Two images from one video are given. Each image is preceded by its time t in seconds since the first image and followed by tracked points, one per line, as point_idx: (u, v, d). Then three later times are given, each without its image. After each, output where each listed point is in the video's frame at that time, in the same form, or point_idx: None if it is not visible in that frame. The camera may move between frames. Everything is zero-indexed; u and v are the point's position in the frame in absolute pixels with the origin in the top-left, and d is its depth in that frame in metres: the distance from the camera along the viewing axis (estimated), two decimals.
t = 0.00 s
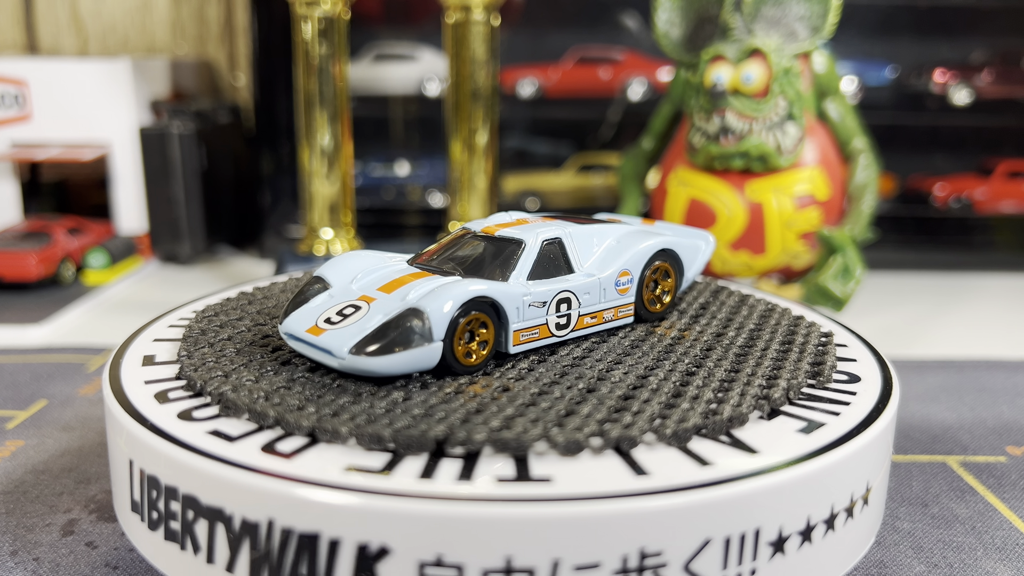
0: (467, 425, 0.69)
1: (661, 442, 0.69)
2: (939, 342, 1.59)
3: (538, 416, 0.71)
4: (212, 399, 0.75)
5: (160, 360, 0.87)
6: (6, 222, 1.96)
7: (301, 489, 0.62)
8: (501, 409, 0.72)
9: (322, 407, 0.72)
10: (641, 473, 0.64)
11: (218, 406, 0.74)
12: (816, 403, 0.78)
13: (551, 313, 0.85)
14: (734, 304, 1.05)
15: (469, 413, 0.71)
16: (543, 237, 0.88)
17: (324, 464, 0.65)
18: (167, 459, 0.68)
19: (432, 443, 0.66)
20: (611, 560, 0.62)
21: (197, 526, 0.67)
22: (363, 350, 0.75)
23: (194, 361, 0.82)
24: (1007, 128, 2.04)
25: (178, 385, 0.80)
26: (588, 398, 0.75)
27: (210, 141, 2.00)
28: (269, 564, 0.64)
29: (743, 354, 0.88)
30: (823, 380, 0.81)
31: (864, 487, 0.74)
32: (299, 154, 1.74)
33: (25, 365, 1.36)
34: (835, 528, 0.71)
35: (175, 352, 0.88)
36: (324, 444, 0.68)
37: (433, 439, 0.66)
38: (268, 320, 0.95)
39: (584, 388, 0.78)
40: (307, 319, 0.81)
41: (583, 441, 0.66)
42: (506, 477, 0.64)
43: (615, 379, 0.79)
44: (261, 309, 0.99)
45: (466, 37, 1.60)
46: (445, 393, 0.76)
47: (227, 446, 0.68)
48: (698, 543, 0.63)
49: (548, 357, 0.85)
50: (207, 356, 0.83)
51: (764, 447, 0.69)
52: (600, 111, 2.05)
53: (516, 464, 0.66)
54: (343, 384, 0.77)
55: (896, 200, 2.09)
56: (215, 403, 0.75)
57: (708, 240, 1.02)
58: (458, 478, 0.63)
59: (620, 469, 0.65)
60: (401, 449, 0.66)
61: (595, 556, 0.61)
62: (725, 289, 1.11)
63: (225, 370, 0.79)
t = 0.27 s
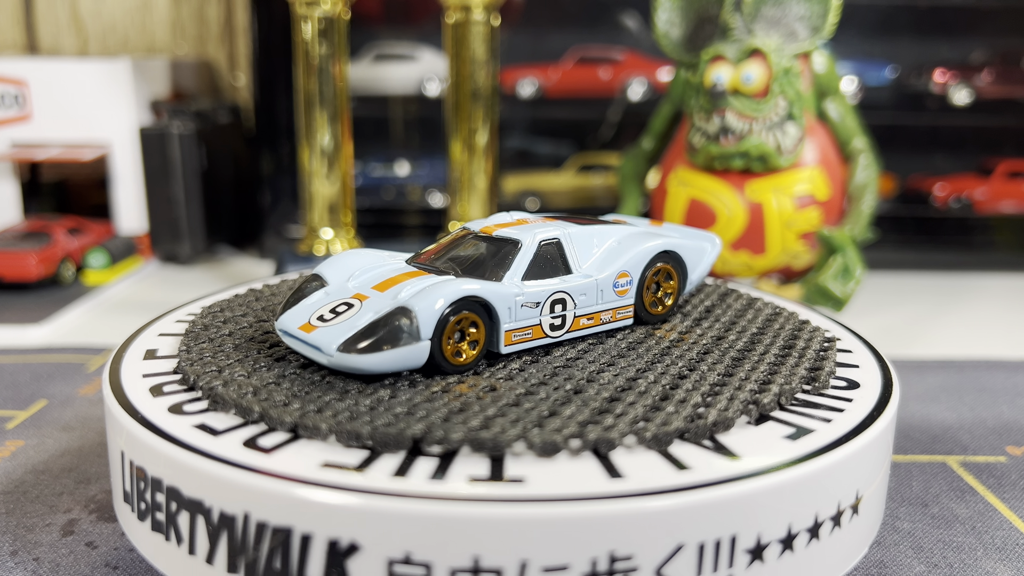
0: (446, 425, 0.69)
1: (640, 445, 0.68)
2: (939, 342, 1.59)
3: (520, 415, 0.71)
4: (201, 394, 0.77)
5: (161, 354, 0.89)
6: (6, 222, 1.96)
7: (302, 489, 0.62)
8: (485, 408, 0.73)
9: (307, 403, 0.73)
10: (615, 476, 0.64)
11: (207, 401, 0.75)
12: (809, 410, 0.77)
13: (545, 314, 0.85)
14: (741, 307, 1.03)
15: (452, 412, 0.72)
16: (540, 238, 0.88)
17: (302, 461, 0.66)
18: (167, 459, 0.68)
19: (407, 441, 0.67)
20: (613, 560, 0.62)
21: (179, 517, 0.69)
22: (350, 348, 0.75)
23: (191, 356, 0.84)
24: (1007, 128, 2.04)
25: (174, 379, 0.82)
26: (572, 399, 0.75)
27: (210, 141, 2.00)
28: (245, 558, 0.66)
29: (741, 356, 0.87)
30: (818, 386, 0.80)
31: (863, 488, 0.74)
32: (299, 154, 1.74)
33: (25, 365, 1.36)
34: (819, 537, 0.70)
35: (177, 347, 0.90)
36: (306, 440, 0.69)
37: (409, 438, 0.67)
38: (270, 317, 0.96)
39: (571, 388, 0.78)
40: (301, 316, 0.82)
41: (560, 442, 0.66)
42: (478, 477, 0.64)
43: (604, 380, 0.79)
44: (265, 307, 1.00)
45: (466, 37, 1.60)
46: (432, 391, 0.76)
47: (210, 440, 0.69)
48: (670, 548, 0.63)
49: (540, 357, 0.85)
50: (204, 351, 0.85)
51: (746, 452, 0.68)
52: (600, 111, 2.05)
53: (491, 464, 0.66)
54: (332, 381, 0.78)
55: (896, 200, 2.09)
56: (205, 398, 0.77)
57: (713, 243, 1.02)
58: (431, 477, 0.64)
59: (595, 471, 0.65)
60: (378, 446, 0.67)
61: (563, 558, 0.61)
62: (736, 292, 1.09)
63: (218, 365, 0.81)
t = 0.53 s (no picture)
0: (426, 424, 0.69)
1: (619, 448, 0.68)
2: (939, 342, 1.59)
3: (502, 416, 0.71)
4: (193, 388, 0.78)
5: (162, 348, 0.90)
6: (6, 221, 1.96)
7: (302, 489, 0.62)
8: (468, 408, 0.73)
9: (293, 399, 0.74)
10: (589, 478, 0.64)
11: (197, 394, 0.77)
12: (799, 416, 0.76)
13: (538, 315, 0.85)
14: (747, 311, 1.02)
15: (435, 411, 0.72)
16: (538, 237, 0.88)
17: (281, 456, 0.67)
18: (167, 460, 0.68)
19: (386, 439, 0.67)
20: (615, 560, 0.62)
21: (164, 509, 0.70)
22: (339, 345, 0.76)
23: (190, 350, 0.85)
24: (1007, 128, 2.04)
25: (172, 373, 0.83)
26: (555, 401, 0.75)
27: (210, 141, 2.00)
28: (223, 552, 0.67)
29: (739, 359, 0.86)
30: (813, 392, 0.79)
31: (864, 488, 0.74)
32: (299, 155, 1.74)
33: (25, 365, 1.37)
34: (802, 546, 0.69)
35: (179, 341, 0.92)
36: (287, 435, 0.70)
37: (387, 436, 0.67)
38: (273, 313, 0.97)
39: (558, 389, 0.78)
40: (296, 313, 0.83)
41: (537, 442, 0.66)
42: (451, 476, 0.64)
43: (592, 382, 0.79)
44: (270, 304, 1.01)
45: (466, 37, 1.60)
46: (420, 389, 0.77)
47: (196, 433, 0.70)
48: (641, 553, 0.63)
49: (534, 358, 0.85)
50: (203, 345, 0.86)
51: (727, 458, 0.68)
52: (600, 111, 2.05)
53: (466, 464, 0.66)
54: (322, 378, 0.79)
55: (896, 200, 2.09)
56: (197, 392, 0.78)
57: (718, 246, 1.01)
58: (404, 475, 0.64)
59: (570, 473, 0.65)
60: (356, 443, 0.67)
61: (531, 559, 0.61)
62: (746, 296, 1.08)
63: (213, 360, 0.82)
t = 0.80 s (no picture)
0: (405, 423, 0.70)
1: (598, 450, 0.68)
2: (939, 342, 1.59)
3: (483, 415, 0.72)
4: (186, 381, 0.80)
5: (165, 342, 0.92)
6: (6, 221, 1.96)
7: (302, 490, 0.62)
8: (451, 408, 0.73)
9: (280, 395, 0.75)
10: (562, 480, 0.64)
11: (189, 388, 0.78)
12: (789, 422, 0.75)
13: (532, 315, 0.85)
14: (752, 314, 1.01)
15: (417, 409, 0.73)
16: (535, 237, 0.88)
17: (260, 451, 0.68)
18: (167, 460, 0.68)
19: (364, 436, 0.68)
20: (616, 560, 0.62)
21: (151, 500, 0.71)
22: (327, 343, 0.77)
23: (190, 343, 0.87)
24: (1007, 128, 2.04)
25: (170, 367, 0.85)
26: (538, 401, 0.75)
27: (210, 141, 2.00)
28: (204, 544, 0.68)
29: (739, 360, 0.86)
30: (806, 398, 0.78)
31: (864, 488, 0.74)
32: (299, 155, 1.74)
33: (25, 365, 1.37)
34: (783, 555, 0.68)
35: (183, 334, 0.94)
36: (269, 431, 0.71)
37: (366, 434, 0.68)
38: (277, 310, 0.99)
39: (545, 390, 0.78)
40: (291, 311, 0.84)
41: (513, 443, 0.67)
42: (425, 474, 0.65)
43: (580, 383, 0.79)
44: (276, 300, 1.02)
45: (466, 37, 1.60)
46: (407, 387, 0.77)
47: (183, 426, 0.72)
48: (643, 553, 0.63)
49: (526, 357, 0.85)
50: (203, 340, 0.88)
51: (706, 463, 0.67)
52: (600, 111, 2.05)
53: (441, 463, 0.66)
54: (313, 375, 0.79)
55: (896, 200, 2.09)
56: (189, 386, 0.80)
57: (723, 247, 0.99)
58: (377, 473, 0.65)
59: (544, 474, 0.65)
60: (334, 440, 0.68)
61: (515, 559, 0.61)
62: (755, 300, 1.07)
63: (210, 354, 0.84)
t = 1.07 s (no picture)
0: (384, 421, 0.70)
1: (573, 452, 0.68)
2: (939, 342, 1.59)
3: (463, 415, 0.72)
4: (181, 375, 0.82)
5: (170, 336, 0.95)
6: (6, 221, 1.96)
7: (301, 490, 0.63)
8: (433, 407, 0.74)
9: (268, 391, 0.76)
10: (534, 481, 0.65)
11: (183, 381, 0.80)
12: (777, 428, 0.75)
13: (525, 315, 0.86)
14: (757, 318, 0.99)
15: (399, 407, 0.74)
16: (531, 238, 0.88)
17: (242, 445, 0.70)
18: (167, 460, 0.69)
19: (340, 433, 0.69)
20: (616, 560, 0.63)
21: (151, 500, 0.72)
22: (317, 340, 0.78)
23: (192, 336, 0.89)
24: (1007, 128, 2.04)
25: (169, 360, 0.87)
26: (522, 400, 0.76)
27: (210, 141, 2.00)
28: (185, 536, 0.70)
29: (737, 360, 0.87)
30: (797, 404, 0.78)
31: (864, 487, 0.75)
32: (299, 155, 1.74)
33: (25, 365, 1.36)
34: (760, 563, 0.68)
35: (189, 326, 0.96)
36: (252, 426, 0.73)
37: (343, 432, 0.69)
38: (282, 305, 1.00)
39: (530, 390, 0.78)
40: (287, 307, 0.85)
41: (487, 443, 0.67)
42: (398, 472, 0.66)
43: (567, 384, 0.79)
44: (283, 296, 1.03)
45: (466, 37, 1.60)
46: (395, 385, 0.78)
47: (171, 419, 0.74)
48: (644, 554, 0.64)
49: (518, 358, 0.86)
50: (205, 333, 0.90)
51: (683, 468, 0.67)
52: (600, 111, 2.05)
53: (415, 461, 0.67)
54: (304, 371, 0.80)
55: (896, 200, 2.09)
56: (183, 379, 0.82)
57: (728, 250, 0.98)
58: (352, 469, 0.66)
59: (516, 475, 0.66)
60: (314, 436, 0.70)
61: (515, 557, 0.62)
62: (764, 304, 1.05)
63: (207, 348, 0.85)
